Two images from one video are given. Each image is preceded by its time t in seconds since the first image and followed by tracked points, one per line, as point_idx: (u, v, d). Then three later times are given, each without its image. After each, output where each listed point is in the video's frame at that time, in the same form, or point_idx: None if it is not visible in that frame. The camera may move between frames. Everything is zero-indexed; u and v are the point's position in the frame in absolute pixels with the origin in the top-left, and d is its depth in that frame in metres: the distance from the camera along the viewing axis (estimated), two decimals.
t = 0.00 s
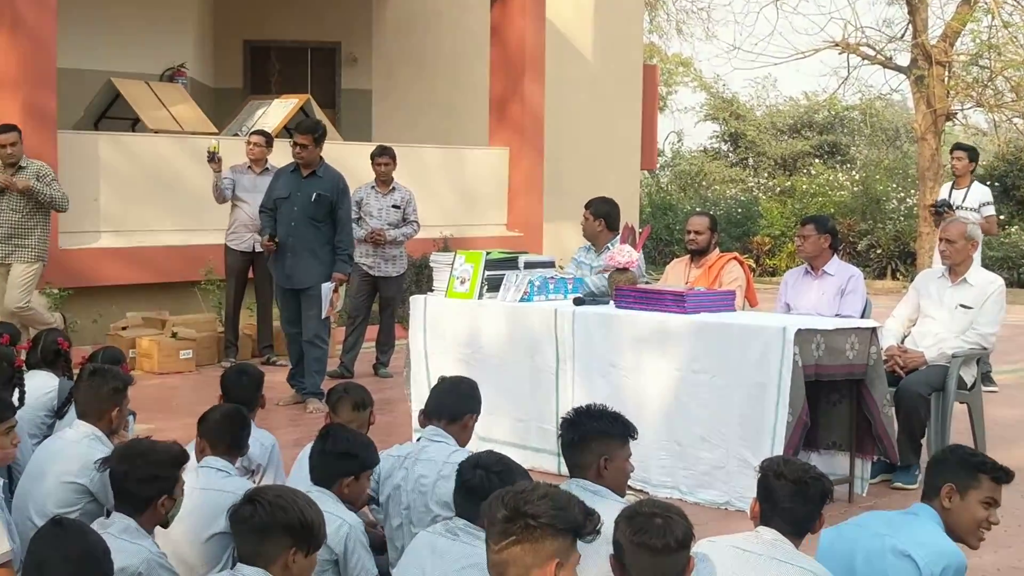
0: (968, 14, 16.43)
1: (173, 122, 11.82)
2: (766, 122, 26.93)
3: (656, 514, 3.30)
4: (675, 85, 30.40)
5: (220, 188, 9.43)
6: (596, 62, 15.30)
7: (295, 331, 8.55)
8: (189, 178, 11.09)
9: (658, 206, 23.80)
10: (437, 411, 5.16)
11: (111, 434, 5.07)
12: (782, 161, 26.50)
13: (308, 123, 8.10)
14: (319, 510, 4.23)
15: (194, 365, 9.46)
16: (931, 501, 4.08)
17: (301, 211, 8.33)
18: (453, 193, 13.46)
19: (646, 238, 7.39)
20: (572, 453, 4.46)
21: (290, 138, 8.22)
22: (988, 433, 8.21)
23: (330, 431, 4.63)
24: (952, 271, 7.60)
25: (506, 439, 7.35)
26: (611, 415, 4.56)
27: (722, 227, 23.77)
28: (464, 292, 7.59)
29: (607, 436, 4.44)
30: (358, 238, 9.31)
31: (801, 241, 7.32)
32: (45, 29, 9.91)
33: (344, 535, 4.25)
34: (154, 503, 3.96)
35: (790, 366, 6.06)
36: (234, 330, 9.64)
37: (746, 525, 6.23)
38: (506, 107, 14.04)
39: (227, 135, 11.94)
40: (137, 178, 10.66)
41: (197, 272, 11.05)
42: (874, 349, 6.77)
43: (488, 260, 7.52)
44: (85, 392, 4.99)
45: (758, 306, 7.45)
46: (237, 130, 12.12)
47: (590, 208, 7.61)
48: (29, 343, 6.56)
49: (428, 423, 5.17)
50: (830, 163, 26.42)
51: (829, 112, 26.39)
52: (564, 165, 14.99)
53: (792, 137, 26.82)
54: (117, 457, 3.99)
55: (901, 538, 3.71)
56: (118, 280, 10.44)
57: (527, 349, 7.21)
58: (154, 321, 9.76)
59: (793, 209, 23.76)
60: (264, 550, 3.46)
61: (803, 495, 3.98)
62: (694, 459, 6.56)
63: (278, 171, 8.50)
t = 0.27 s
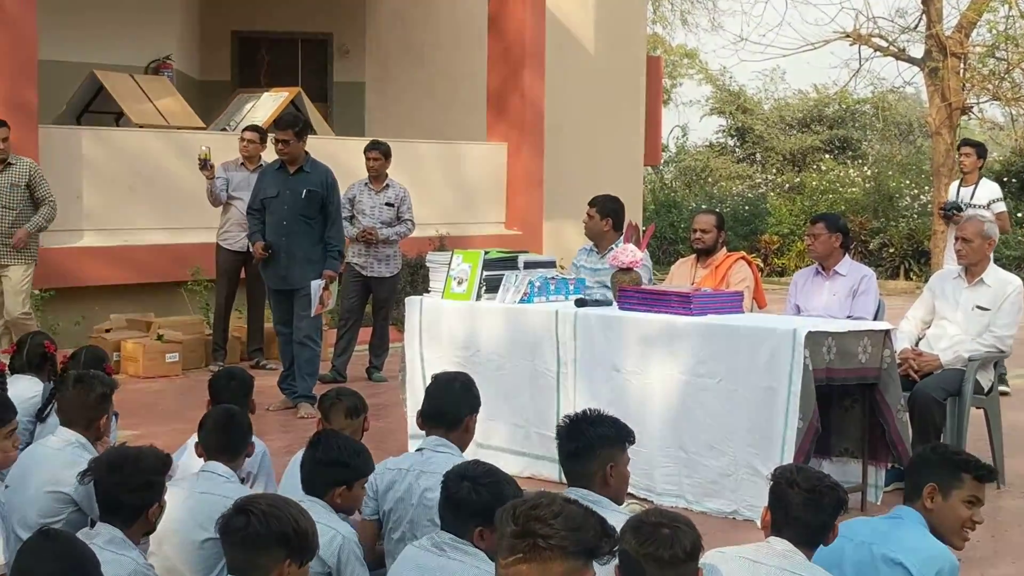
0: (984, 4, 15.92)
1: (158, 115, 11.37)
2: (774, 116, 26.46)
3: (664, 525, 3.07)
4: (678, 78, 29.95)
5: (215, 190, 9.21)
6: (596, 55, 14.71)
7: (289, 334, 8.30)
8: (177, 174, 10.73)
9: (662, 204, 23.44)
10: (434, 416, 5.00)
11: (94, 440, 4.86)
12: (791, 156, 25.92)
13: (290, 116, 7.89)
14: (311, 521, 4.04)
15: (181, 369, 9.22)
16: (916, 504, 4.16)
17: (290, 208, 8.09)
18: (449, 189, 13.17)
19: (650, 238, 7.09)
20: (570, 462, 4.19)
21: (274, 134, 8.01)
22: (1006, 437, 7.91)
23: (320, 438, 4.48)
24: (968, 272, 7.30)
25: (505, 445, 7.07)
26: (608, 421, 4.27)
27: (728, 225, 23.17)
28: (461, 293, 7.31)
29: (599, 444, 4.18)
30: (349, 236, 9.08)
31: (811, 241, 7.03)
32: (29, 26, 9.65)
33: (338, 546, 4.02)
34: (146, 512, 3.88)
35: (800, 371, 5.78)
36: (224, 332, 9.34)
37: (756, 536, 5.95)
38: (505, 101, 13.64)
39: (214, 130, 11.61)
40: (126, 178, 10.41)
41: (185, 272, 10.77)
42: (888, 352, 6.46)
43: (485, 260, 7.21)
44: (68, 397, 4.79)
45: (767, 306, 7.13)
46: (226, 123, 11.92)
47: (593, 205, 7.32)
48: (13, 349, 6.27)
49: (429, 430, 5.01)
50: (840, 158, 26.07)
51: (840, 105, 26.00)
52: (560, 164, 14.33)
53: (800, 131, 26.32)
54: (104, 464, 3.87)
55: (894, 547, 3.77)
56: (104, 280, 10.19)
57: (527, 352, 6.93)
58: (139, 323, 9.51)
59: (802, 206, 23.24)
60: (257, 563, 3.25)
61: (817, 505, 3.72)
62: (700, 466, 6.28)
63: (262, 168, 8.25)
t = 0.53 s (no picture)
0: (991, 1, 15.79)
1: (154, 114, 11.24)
2: (778, 115, 26.48)
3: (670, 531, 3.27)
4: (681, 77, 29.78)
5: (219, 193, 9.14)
6: (598, 55, 14.59)
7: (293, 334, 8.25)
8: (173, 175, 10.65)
9: (666, 204, 23.20)
10: (433, 425, 4.96)
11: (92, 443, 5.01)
12: (795, 156, 25.93)
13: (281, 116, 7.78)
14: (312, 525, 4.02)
15: (178, 373, 9.10)
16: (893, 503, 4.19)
17: (293, 210, 8.03)
18: (448, 187, 12.96)
19: (654, 240, 6.96)
20: (572, 465, 4.24)
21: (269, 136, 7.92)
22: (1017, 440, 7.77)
23: (315, 445, 4.44)
24: (977, 273, 7.19)
25: (506, 450, 6.95)
26: (607, 423, 4.33)
27: (733, 226, 23.09)
28: (462, 295, 7.14)
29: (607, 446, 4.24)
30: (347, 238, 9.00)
31: (818, 242, 6.91)
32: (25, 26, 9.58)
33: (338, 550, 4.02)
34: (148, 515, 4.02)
35: (808, 375, 5.66)
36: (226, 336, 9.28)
37: (762, 542, 5.83)
38: (507, 100, 13.42)
39: (211, 130, 11.60)
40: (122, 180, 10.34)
41: (181, 273, 10.66)
42: (896, 356, 6.34)
43: (488, 261, 7.07)
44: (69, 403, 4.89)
45: (771, 309, 7.04)
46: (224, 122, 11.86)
47: (600, 206, 7.16)
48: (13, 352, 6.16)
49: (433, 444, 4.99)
50: (846, 158, 26.00)
51: (846, 105, 25.87)
52: (575, 158, 14.38)
53: (805, 130, 26.33)
54: (104, 468, 4.00)
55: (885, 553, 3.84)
56: (97, 279, 10.06)
57: (529, 355, 6.81)
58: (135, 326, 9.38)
59: (806, 207, 23.19)
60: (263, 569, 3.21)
61: (826, 510, 3.74)
62: (704, 471, 6.17)
63: (257, 172, 8.15)
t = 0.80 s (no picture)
0: None
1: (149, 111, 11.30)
2: (781, 113, 25.18)
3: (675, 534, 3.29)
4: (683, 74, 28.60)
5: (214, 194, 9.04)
6: (597, 51, 13.70)
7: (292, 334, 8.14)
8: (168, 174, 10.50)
9: (667, 202, 22.11)
10: (434, 427, 4.88)
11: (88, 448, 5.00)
12: (798, 155, 24.67)
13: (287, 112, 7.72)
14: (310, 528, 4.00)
15: (172, 374, 8.99)
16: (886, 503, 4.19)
17: (296, 209, 7.95)
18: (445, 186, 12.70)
19: (657, 240, 6.84)
20: (581, 465, 4.18)
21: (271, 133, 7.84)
22: None
23: (310, 446, 4.38)
24: (984, 273, 7.09)
25: (505, 453, 6.80)
26: (619, 426, 4.30)
27: (736, 226, 21.89)
28: (462, 296, 7.02)
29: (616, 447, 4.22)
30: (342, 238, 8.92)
31: (822, 242, 6.80)
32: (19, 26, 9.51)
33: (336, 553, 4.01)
34: (144, 519, 3.97)
35: (812, 377, 5.57)
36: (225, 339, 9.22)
37: (767, 545, 5.71)
38: (506, 97, 13.14)
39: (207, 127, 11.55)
40: (116, 182, 10.19)
41: (175, 273, 10.49)
42: (902, 357, 6.24)
43: (487, 261, 6.94)
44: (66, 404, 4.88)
45: (775, 309, 6.94)
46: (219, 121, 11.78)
47: (608, 205, 7.09)
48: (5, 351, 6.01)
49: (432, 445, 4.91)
50: (852, 157, 24.73)
51: (850, 102, 24.60)
52: (574, 160, 13.52)
53: (808, 129, 25.05)
54: (102, 472, 3.93)
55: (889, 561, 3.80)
56: (91, 280, 9.95)
57: (529, 356, 6.67)
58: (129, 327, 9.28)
59: (811, 207, 22.19)
60: None
61: (833, 514, 3.66)
62: (707, 474, 6.04)
63: (257, 170, 8.03)
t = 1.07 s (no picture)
0: None
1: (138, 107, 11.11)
2: (791, 110, 24.85)
3: (683, 543, 3.15)
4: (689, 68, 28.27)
5: (198, 189, 8.82)
6: (604, 45, 13.51)
7: (291, 339, 7.85)
8: (160, 171, 10.25)
9: (673, 202, 21.47)
10: (433, 429, 4.66)
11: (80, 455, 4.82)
12: (808, 152, 24.33)
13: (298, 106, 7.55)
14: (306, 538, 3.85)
15: (164, 377, 8.81)
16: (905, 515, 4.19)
17: (304, 208, 7.75)
18: (443, 184, 12.37)
19: (662, 240, 6.62)
20: (623, 480, 4.10)
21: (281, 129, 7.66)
22: None
23: (303, 453, 4.16)
24: (1000, 274, 6.88)
25: (508, 459, 6.60)
26: (659, 443, 4.23)
27: (743, 225, 21.17)
28: (461, 298, 6.77)
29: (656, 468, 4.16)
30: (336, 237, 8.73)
31: (833, 242, 6.57)
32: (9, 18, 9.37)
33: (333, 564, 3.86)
34: (137, 528, 3.81)
35: (822, 381, 5.37)
36: (218, 340, 9.03)
37: (777, 555, 5.51)
38: (506, 92, 12.85)
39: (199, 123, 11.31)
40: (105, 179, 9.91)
41: (166, 273, 10.21)
42: (915, 361, 6.02)
43: (488, 262, 6.70)
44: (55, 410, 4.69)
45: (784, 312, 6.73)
46: (213, 116, 11.57)
47: (614, 203, 6.87)
48: None
49: (428, 449, 4.70)
50: (862, 154, 24.32)
51: (861, 97, 24.20)
52: (574, 155, 13.30)
53: (819, 125, 24.74)
54: (92, 479, 3.77)
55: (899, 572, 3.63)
56: (83, 283, 9.71)
57: (531, 360, 6.44)
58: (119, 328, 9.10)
59: (820, 205, 21.38)
60: None
61: (845, 524, 3.47)
62: (714, 482, 5.83)
63: (264, 167, 7.85)
